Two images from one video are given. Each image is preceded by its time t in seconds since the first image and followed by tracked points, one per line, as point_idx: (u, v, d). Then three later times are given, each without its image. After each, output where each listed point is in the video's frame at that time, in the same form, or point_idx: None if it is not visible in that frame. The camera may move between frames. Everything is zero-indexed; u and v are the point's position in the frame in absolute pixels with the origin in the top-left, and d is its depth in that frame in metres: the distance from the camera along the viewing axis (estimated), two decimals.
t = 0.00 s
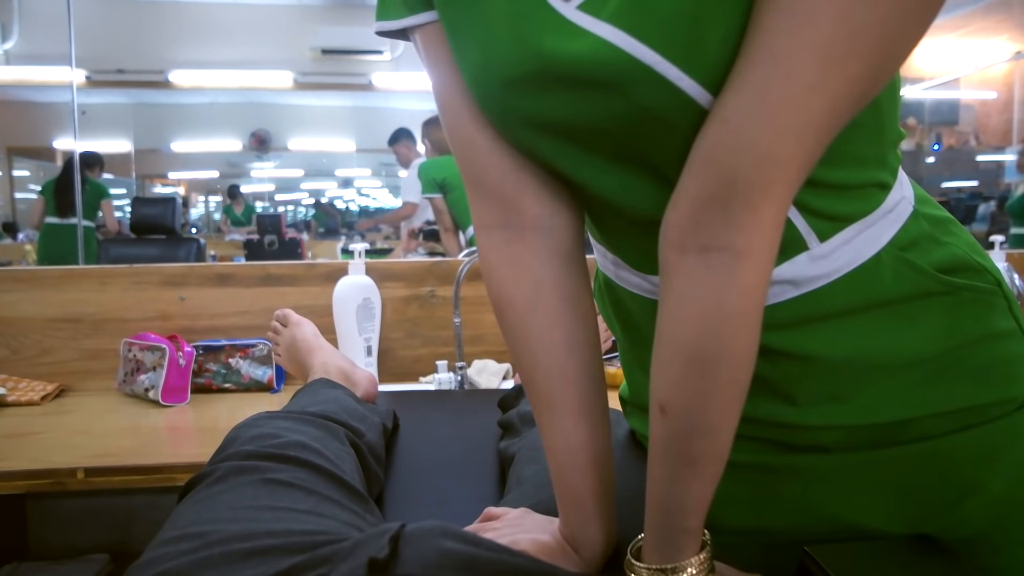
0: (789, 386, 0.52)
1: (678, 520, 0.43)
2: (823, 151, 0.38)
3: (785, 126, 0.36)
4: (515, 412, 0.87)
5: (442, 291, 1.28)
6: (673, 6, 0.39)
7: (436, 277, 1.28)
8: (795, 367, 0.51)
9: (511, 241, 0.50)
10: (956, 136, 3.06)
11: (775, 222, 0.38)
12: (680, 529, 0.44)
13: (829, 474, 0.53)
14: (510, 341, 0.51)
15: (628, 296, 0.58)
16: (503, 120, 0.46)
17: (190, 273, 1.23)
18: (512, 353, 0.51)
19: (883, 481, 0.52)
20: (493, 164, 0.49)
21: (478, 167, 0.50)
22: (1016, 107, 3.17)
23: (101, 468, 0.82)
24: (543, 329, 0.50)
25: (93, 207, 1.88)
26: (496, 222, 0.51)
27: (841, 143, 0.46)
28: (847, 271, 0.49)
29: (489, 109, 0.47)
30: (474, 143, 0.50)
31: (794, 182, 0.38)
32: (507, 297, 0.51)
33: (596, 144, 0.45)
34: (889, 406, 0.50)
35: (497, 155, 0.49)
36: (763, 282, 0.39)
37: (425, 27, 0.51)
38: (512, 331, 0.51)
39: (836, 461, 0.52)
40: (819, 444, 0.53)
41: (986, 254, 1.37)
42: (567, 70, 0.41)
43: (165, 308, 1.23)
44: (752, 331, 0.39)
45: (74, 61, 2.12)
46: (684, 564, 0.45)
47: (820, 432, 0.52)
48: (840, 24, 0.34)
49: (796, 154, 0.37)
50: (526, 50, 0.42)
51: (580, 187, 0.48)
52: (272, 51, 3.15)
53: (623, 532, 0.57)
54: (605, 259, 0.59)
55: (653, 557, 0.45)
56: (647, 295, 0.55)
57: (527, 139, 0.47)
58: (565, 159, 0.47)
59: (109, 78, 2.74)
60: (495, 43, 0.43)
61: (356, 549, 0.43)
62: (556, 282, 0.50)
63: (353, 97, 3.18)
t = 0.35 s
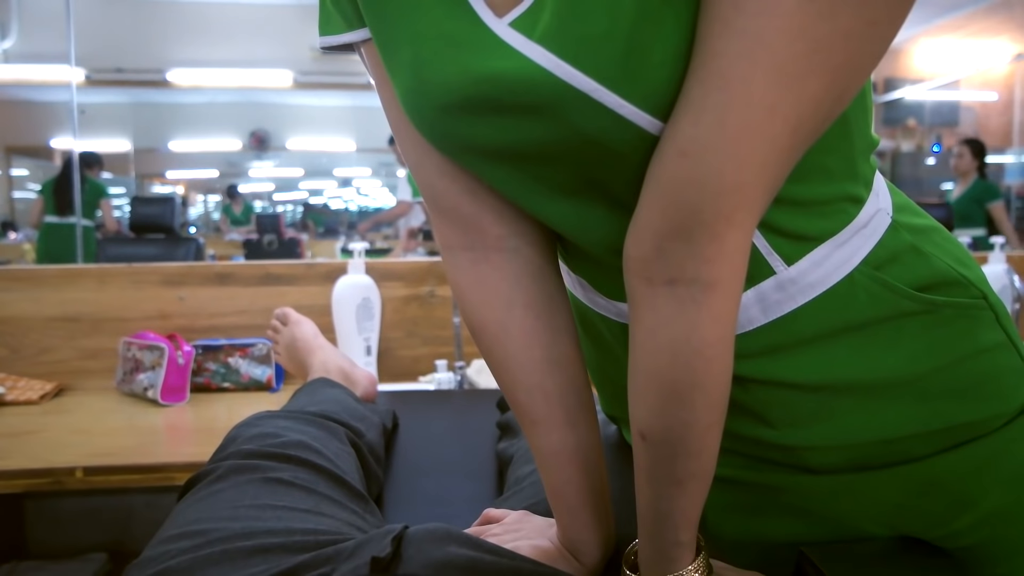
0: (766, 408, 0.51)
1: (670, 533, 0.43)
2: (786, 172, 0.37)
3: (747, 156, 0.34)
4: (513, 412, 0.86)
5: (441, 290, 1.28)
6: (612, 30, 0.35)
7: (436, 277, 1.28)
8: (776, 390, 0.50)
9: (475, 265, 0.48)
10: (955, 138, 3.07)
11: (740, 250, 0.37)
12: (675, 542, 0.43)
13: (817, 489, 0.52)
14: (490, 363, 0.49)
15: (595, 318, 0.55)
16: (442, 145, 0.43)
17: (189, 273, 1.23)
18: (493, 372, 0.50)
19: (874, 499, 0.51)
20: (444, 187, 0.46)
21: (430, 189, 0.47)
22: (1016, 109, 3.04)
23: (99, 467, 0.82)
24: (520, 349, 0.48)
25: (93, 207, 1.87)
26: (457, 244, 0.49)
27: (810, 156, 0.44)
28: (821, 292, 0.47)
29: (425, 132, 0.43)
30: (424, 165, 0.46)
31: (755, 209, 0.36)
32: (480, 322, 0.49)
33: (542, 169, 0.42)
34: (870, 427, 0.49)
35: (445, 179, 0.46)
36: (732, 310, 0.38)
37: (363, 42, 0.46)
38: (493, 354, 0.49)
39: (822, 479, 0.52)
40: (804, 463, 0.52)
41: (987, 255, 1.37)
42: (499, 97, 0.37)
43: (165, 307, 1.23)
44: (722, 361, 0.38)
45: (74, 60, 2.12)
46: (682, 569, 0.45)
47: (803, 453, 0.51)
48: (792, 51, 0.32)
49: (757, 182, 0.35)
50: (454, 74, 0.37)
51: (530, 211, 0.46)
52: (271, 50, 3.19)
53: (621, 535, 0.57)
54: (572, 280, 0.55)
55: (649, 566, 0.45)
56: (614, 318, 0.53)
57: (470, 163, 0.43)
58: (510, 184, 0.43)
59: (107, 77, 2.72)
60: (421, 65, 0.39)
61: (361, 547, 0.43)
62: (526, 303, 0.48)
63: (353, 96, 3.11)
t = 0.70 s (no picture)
0: (776, 398, 0.51)
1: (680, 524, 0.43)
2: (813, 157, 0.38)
3: (780, 133, 0.36)
4: (515, 410, 0.87)
5: (442, 289, 1.28)
6: (661, 11, 0.37)
7: (436, 275, 1.28)
8: (783, 379, 0.50)
9: (502, 247, 0.49)
10: (956, 136, 3.10)
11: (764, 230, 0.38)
12: (684, 533, 0.43)
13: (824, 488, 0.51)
14: (508, 350, 0.50)
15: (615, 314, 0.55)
16: (486, 126, 0.44)
17: (190, 272, 1.23)
18: (509, 358, 0.50)
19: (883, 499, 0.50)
20: (480, 170, 0.48)
21: (464, 172, 0.48)
22: (1017, 107, 3.00)
23: (101, 466, 0.82)
24: (538, 335, 0.48)
25: (95, 207, 1.89)
26: (485, 227, 0.50)
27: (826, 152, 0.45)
28: (832, 284, 0.47)
29: (470, 113, 0.44)
30: (461, 147, 0.48)
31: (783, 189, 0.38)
32: (501, 306, 0.49)
33: (578, 151, 0.43)
34: (879, 422, 0.49)
35: (481, 161, 0.47)
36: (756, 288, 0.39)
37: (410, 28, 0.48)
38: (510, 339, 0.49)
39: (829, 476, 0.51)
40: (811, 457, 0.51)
41: (988, 254, 1.36)
42: (552, 76, 0.39)
43: (165, 306, 1.24)
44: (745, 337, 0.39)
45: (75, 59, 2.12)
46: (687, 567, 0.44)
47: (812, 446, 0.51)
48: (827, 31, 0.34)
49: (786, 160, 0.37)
50: (510, 54, 0.40)
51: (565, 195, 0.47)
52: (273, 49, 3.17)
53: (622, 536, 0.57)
54: (592, 275, 0.56)
55: (657, 559, 0.45)
56: (636, 312, 0.53)
57: (510, 145, 0.45)
58: (548, 167, 0.45)
59: (107, 77, 2.74)
60: (479, 44, 0.41)
61: (360, 547, 0.43)
62: (550, 290, 0.49)
63: (353, 95, 3.17)
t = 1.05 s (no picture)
0: (824, 374, 0.53)
1: (704, 487, 0.43)
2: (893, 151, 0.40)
3: (869, 116, 0.38)
4: (517, 407, 0.86)
5: (443, 287, 1.28)
6: (771, 17, 0.44)
7: (438, 274, 1.28)
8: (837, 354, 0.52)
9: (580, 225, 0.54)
10: (958, 134, 2.94)
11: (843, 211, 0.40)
12: (706, 500, 0.43)
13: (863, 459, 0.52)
14: (563, 315, 0.53)
15: (688, 292, 0.61)
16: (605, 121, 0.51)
17: (191, 271, 1.23)
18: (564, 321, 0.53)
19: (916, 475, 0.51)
20: (579, 157, 0.53)
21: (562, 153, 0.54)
22: (1019, 105, 2.89)
23: (103, 465, 0.82)
24: (590, 306, 0.52)
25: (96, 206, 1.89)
26: (567, 208, 0.54)
27: (898, 156, 0.49)
28: (891, 273, 0.51)
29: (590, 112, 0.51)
30: (566, 137, 0.54)
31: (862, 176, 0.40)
32: (566, 274, 0.53)
33: (689, 138, 0.50)
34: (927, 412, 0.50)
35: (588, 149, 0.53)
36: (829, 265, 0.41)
37: (537, 43, 0.56)
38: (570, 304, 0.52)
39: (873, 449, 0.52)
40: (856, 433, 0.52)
41: (990, 252, 1.36)
42: (676, 70, 0.46)
43: (166, 305, 1.24)
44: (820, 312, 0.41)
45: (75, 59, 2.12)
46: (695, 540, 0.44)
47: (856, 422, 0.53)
48: (920, 21, 0.36)
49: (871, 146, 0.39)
50: (635, 51, 0.47)
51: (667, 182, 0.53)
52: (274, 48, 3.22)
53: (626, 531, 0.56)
54: (671, 257, 0.63)
55: (669, 529, 0.44)
56: (712, 289, 0.58)
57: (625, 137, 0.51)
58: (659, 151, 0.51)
59: (108, 76, 2.75)
60: (608, 48, 0.48)
61: (355, 545, 0.43)
62: (615, 265, 0.53)
63: (355, 94, 3.19)
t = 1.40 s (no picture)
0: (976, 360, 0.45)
1: (861, 455, 0.37)
2: None
3: None
4: (516, 408, 0.86)
5: (444, 287, 1.29)
6: (942, 15, 0.38)
7: (439, 273, 1.28)
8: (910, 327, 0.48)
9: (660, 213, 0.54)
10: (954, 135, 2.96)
11: None
12: (854, 454, 0.38)
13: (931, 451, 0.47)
14: (622, 290, 0.53)
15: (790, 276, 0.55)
16: (735, 110, 0.49)
17: (192, 270, 1.24)
18: (622, 297, 0.53)
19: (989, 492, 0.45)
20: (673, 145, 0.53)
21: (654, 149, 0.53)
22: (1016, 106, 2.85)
23: (105, 464, 0.82)
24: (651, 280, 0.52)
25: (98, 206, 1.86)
26: (653, 194, 0.54)
27: None
28: None
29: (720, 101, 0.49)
30: (659, 127, 0.53)
31: None
32: (639, 254, 0.54)
33: (838, 135, 0.46)
34: None
35: (687, 136, 0.53)
36: None
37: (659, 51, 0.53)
38: (635, 281, 0.52)
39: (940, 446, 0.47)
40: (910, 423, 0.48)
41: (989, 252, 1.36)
42: (821, 68, 0.43)
43: (168, 305, 1.24)
44: None
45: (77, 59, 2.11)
46: (820, 499, 0.38)
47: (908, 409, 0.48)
48: None
49: None
50: (771, 53, 0.45)
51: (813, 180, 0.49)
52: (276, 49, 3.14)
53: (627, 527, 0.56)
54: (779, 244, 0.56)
55: (816, 462, 0.39)
56: (816, 275, 0.52)
57: (760, 124, 0.49)
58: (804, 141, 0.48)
59: (111, 77, 2.60)
60: (745, 42, 0.46)
61: (356, 544, 0.43)
62: (682, 254, 0.53)
63: (353, 94, 3.38)
